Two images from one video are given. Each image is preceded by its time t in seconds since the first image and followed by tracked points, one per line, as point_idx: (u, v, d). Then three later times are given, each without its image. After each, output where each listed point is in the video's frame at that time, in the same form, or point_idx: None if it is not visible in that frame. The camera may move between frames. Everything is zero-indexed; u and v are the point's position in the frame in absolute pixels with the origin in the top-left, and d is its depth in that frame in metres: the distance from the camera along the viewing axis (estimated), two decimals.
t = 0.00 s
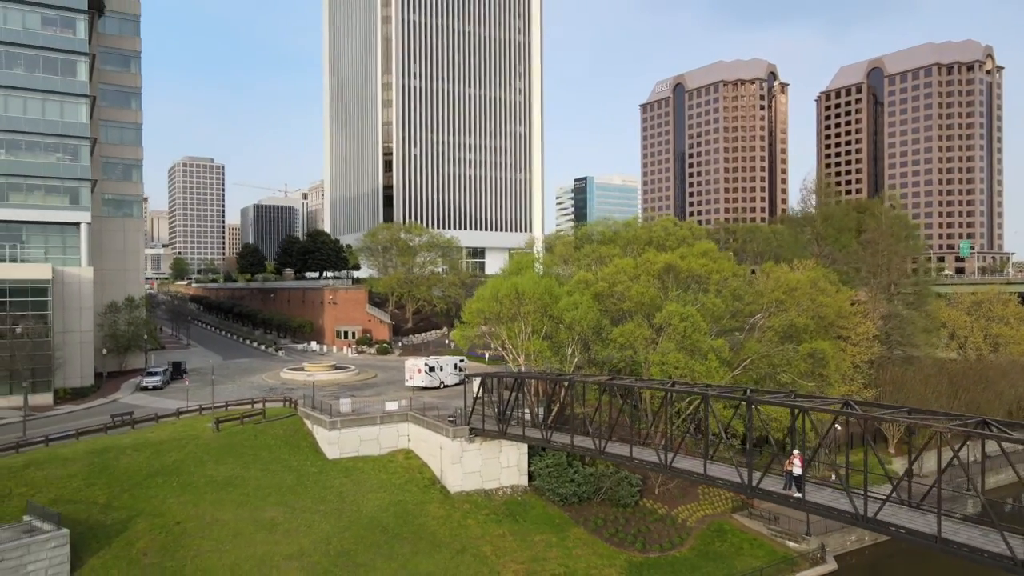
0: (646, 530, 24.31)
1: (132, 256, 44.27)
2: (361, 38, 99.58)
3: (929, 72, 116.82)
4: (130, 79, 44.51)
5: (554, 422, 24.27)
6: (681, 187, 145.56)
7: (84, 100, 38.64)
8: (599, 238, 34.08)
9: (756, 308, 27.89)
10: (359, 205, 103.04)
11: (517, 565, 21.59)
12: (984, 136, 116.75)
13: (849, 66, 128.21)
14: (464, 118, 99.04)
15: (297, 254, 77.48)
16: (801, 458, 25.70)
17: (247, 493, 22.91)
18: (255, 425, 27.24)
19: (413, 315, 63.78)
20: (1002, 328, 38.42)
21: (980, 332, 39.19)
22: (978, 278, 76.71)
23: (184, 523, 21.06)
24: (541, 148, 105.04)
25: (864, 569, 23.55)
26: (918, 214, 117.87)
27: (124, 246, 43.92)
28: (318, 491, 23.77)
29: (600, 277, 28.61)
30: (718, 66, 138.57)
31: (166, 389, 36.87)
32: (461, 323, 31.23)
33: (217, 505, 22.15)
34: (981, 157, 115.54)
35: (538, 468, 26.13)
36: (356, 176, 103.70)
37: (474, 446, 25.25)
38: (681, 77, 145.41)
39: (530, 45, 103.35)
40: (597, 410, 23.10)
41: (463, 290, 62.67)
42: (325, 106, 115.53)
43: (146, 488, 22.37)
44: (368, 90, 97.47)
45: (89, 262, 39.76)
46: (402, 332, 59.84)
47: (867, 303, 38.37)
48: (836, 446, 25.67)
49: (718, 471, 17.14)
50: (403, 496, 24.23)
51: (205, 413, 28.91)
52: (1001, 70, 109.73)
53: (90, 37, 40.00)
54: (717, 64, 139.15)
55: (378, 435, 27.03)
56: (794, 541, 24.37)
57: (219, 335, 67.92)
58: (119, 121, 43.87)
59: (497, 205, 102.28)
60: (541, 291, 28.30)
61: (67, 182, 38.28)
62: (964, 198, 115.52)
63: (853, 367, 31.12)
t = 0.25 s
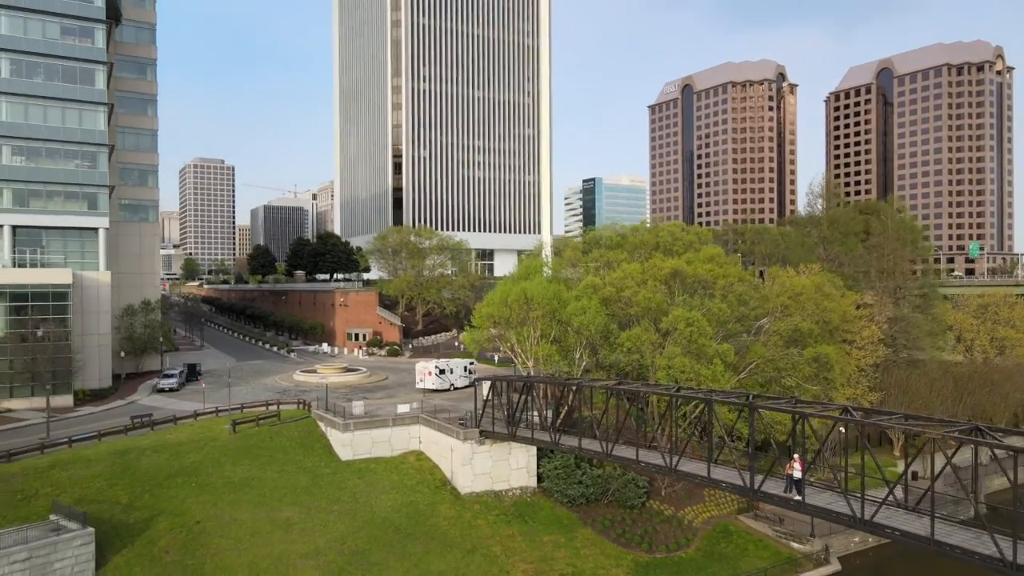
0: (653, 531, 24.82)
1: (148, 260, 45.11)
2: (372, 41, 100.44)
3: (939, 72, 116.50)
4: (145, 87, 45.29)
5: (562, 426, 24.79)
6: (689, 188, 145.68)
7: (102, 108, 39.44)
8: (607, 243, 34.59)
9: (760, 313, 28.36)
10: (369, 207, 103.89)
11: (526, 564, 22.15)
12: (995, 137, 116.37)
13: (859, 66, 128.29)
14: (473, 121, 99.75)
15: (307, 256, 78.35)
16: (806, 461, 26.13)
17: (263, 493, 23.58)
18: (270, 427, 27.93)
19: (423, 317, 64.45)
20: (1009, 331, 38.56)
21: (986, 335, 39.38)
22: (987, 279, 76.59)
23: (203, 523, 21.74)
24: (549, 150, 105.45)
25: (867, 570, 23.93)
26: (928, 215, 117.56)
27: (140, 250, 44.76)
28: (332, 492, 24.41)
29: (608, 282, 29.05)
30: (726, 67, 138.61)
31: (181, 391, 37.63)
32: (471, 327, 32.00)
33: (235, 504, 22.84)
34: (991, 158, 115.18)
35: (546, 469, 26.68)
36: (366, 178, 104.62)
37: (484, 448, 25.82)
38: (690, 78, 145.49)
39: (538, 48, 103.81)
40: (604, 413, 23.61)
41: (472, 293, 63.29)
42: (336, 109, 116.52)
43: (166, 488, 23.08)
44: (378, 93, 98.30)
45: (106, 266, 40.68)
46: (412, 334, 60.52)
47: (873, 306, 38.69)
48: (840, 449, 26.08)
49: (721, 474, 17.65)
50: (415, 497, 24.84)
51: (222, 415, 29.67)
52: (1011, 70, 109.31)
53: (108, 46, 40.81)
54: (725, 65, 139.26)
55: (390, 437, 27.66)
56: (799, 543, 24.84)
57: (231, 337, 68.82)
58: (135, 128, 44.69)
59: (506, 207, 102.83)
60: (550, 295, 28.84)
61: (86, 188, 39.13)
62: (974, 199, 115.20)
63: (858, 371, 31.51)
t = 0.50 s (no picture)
0: (658, 532, 25.25)
1: (161, 263, 45.83)
2: (380, 44, 101.21)
3: (947, 73, 116.55)
4: (159, 93, 46.04)
5: (569, 428, 25.28)
6: (697, 189, 145.69)
7: (117, 115, 40.18)
8: (614, 247, 35.02)
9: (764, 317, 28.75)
10: (377, 209, 104.61)
11: (534, 564, 22.63)
12: (1004, 137, 116.13)
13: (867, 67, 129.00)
14: (481, 123, 100.32)
15: (317, 258, 79.03)
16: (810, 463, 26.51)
17: (277, 493, 24.17)
18: (283, 429, 28.53)
19: (431, 320, 65.01)
20: (1015, 334, 38.69)
21: (992, 338, 39.42)
22: (996, 280, 76.46)
23: (219, 522, 22.33)
24: (557, 151, 105.91)
25: (870, 571, 24.28)
26: (936, 216, 117.29)
27: (153, 253, 45.47)
28: (344, 492, 24.97)
29: (614, 286, 29.50)
30: (734, 68, 138.67)
31: (195, 392, 38.30)
32: (480, 331, 32.66)
33: (250, 504, 23.43)
34: (1000, 158, 114.95)
35: (554, 471, 27.17)
36: (374, 180, 105.29)
37: (492, 450, 26.30)
38: (697, 79, 145.58)
39: (546, 50, 104.30)
40: (610, 416, 24.06)
41: (480, 294, 63.77)
42: (344, 112, 117.35)
43: (183, 488, 23.69)
44: (387, 96, 98.96)
45: (121, 269, 41.41)
46: (420, 336, 61.04)
47: (878, 309, 38.92)
48: (844, 451, 26.44)
49: (723, 476, 18.09)
50: (425, 498, 25.37)
51: (235, 417, 30.30)
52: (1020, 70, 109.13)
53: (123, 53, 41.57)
54: (733, 66, 139.33)
55: (400, 439, 28.21)
56: (803, 544, 25.19)
57: (242, 339, 69.55)
58: (149, 134, 45.45)
59: (513, 209, 103.29)
60: (557, 300, 29.33)
61: (101, 193, 39.86)
62: (982, 200, 114.99)
63: (863, 374, 31.83)
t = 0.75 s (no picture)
0: (664, 533, 25.77)
1: (176, 267, 46.66)
2: (389, 48, 102.03)
3: (957, 73, 116.36)
4: (174, 100, 46.88)
5: (577, 431, 25.83)
6: (705, 190, 145.82)
7: (134, 122, 41.01)
8: (622, 250, 35.50)
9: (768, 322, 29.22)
10: (386, 211, 105.41)
11: (542, 563, 23.21)
12: (1014, 137, 115.81)
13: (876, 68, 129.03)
14: (489, 125, 100.86)
15: (328, 260, 79.72)
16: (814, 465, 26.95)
17: (293, 494, 24.84)
18: (297, 431, 29.23)
19: (441, 322, 65.75)
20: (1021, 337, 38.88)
21: (997, 341, 39.55)
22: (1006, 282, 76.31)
23: (237, 522, 23.02)
24: (564, 154, 106.41)
25: (872, 572, 24.69)
26: (946, 217, 117.05)
27: (168, 257, 46.29)
28: (357, 493, 25.62)
29: (621, 291, 30.03)
30: (742, 69, 138.73)
31: (210, 394, 39.09)
32: (489, 334, 33.37)
33: (266, 504, 24.12)
34: (1010, 159, 114.62)
35: (562, 472, 27.73)
36: (384, 183, 106.12)
37: (501, 452, 26.88)
38: (706, 80, 145.70)
39: (554, 53, 104.81)
40: (617, 419, 24.59)
41: (489, 297, 64.36)
42: (354, 115, 118.30)
43: (201, 489, 24.40)
44: (396, 99, 99.73)
45: (137, 273, 42.27)
46: (430, 338, 61.67)
47: (883, 313, 39.22)
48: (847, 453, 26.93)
49: (726, 480, 18.61)
50: (436, 499, 25.99)
51: (251, 419, 31.05)
52: None
53: (140, 61, 42.40)
54: (741, 67, 139.38)
55: (412, 441, 28.85)
56: (806, 545, 25.64)
57: (254, 340, 70.48)
58: (165, 140, 46.32)
59: (521, 211, 103.81)
60: (565, 305, 29.88)
61: (118, 199, 40.72)
62: (992, 201, 114.61)
63: (868, 378, 32.21)
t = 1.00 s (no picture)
0: (668, 533, 26.24)
1: (188, 270, 47.38)
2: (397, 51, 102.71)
3: (965, 74, 116.41)
4: (186, 105, 47.59)
5: (583, 433, 26.31)
6: (711, 191, 145.92)
7: (147, 128, 41.72)
8: (628, 254, 35.96)
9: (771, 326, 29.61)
10: (394, 213, 106.11)
11: (548, 563, 23.71)
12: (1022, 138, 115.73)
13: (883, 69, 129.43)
14: (497, 128, 101.46)
15: (336, 262, 80.39)
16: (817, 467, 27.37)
17: (305, 494, 25.42)
18: (308, 433, 29.84)
19: (448, 324, 66.31)
20: None
21: (1002, 343, 39.72)
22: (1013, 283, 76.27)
23: (251, 522, 23.62)
24: (571, 155, 106.83)
25: (874, 573, 25.06)
26: (953, 218, 117.01)
27: (180, 260, 47.02)
28: (368, 494, 26.18)
29: (626, 296, 30.50)
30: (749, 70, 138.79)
31: (221, 396, 39.76)
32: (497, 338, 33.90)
33: (279, 505, 24.71)
34: (1018, 159, 114.52)
35: (568, 474, 28.22)
36: (391, 185, 106.83)
37: (509, 454, 27.39)
38: (712, 81, 145.82)
39: (560, 55, 105.24)
40: (622, 422, 25.06)
41: (496, 298, 64.91)
42: (362, 117, 119.14)
43: (216, 489, 25.02)
44: (404, 102, 100.43)
45: (151, 277, 43.02)
46: (438, 340, 62.24)
47: (887, 316, 39.51)
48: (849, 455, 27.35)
49: (728, 482, 19.08)
50: (444, 499, 26.53)
51: (263, 420, 31.68)
52: None
53: (153, 68, 43.14)
54: (748, 68, 139.43)
55: (420, 443, 29.40)
56: (809, 546, 26.06)
57: (263, 342, 71.23)
58: (177, 145, 47.07)
59: (527, 213, 104.27)
60: (571, 309, 30.37)
61: (132, 205, 41.42)
62: (1000, 201, 114.56)
63: (871, 381, 32.58)
